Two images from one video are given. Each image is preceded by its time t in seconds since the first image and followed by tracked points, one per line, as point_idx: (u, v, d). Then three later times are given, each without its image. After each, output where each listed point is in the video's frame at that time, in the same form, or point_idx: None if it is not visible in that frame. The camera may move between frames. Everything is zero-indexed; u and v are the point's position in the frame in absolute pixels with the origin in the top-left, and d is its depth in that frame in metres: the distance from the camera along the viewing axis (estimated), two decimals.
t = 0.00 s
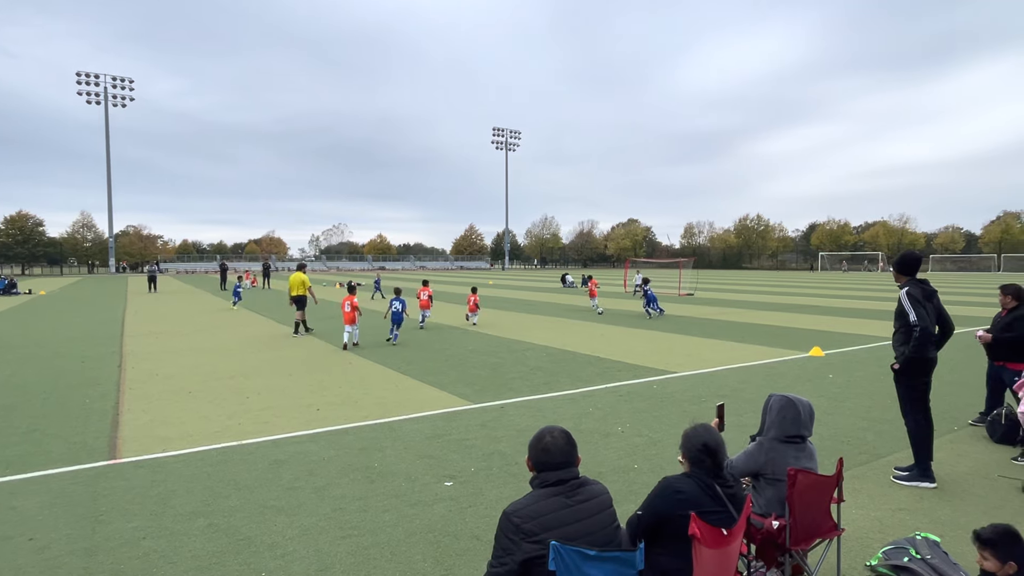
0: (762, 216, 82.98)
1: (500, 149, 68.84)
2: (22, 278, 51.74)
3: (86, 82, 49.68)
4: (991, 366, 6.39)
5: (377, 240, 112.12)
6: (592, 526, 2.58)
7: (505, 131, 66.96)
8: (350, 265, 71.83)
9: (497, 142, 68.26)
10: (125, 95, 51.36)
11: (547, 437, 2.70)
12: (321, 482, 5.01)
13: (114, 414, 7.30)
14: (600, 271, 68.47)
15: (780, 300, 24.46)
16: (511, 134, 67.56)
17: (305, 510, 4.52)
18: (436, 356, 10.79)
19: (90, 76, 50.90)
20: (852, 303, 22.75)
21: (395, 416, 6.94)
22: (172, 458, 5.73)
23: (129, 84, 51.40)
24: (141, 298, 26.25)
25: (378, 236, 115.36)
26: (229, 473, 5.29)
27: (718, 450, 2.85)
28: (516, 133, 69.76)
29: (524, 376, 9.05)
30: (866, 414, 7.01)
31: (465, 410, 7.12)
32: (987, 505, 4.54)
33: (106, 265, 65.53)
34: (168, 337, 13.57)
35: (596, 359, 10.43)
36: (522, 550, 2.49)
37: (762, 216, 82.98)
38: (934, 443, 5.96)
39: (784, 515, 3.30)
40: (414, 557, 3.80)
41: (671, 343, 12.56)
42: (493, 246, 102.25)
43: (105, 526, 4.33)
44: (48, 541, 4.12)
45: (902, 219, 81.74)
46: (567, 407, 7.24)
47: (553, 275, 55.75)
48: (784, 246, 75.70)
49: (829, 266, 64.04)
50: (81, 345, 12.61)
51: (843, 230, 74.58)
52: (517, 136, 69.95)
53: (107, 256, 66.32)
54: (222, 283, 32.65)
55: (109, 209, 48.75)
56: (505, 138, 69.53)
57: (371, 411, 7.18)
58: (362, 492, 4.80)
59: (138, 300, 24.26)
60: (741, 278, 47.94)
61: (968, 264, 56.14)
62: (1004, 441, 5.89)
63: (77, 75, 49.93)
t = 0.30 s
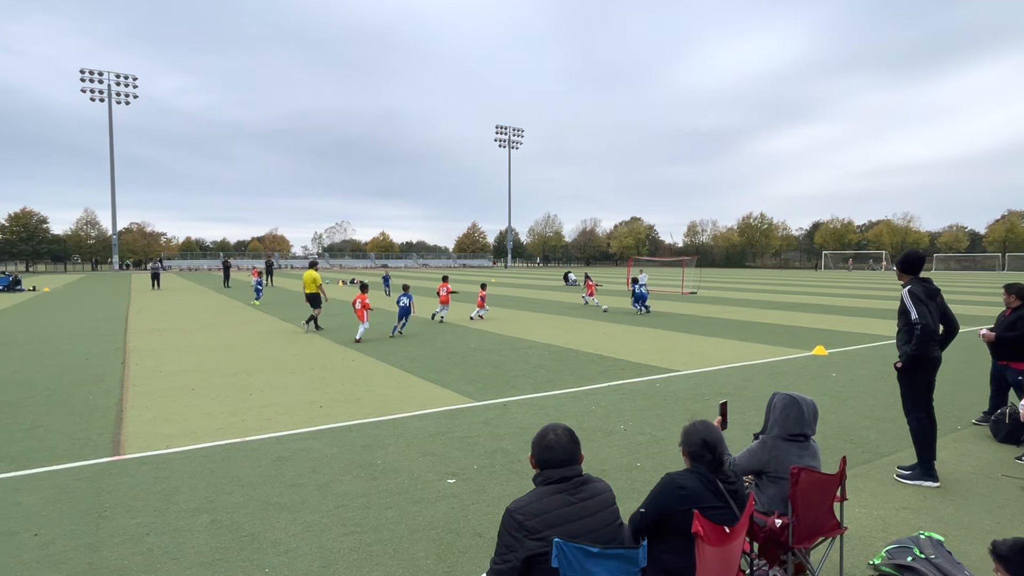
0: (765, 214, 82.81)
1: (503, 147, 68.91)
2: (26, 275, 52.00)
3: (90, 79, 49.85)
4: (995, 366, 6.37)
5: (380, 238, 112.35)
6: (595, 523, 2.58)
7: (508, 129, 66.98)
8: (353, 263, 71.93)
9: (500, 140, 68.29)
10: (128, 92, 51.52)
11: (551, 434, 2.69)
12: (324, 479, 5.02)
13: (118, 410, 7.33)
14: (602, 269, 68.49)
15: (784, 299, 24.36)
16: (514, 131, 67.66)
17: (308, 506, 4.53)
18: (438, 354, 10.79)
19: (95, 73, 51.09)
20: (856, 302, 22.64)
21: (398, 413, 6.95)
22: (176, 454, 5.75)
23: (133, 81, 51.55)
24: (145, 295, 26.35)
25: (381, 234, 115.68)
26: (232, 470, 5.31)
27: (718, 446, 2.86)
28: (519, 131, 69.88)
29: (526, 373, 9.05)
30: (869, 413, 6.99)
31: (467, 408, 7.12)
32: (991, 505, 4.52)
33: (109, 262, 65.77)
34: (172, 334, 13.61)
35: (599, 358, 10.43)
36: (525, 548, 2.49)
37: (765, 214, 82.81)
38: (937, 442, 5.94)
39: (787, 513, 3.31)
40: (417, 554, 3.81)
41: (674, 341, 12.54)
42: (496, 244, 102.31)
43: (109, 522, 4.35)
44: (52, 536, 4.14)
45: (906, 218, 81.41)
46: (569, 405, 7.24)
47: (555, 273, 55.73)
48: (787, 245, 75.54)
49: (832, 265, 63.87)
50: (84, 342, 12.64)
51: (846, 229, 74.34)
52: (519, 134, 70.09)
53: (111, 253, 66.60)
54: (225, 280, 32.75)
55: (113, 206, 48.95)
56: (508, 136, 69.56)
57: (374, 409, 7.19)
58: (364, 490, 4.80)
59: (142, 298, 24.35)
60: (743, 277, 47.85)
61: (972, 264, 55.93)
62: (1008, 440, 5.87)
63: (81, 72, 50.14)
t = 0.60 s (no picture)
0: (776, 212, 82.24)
1: (512, 144, 68.97)
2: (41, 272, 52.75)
3: (103, 78, 50.39)
4: (1010, 365, 6.29)
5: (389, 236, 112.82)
6: (605, 521, 2.57)
7: (517, 127, 66.96)
8: (362, 261, 72.22)
9: (509, 137, 68.32)
10: (140, 91, 52.03)
11: (560, 432, 2.68)
12: (335, 476, 5.05)
13: (131, 406, 7.41)
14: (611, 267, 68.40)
15: (795, 298, 24.20)
16: (523, 129, 67.75)
17: (318, 502, 4.56)
18: (447, 351, 10.82)
19: (108, 72, 51.63)
20: (869, 301, 22.44)
21: (407, 410, 6.98)
22: (188, 449, 5.81)
23: (145, 80, 52.08)
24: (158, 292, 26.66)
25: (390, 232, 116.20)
26: (244, 465, 5.35)
27: (736, 449, 2.70)
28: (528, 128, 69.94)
29: (535, 371, 9.06)
30: (880, 412, 6.94)
31: (476, 405, 7.13)
32: (1005, 505, 4.47)
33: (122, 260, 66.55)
34: (184, 331, 13.73)
35: (608, 356, 10.42)
36: (535, 544, 2.50)
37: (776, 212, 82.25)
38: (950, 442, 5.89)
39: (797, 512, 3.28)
40: (426, 550, 3.82)
41: (683, 339, 12.50)
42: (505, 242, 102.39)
43: (123, 516, 4.40)
44: (67, 530, 4.20)
45: (919, 216, 80.58)
46: (579, 402, 7.24)
47: (564, 271, 55.67)
48: (798, 243, 75.00)
49: (844, 264, 63.35)
50: (98, 338, 12.78)
51: (858, 227, 73.66)
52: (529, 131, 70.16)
53: (124, 250, 67.36)
54: (236, 277, 33.03)
55: (126, 204, 49.51)
56: (517, 134, 69.60)
57: (384, 406, 7.22)
58: (374, 486, 4.83)
59: (155, 295, 24.61)
60: (753, 275, 47.58)
61: (987, 263, 55.27)
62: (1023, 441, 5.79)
63: (94, 71, 50.71)
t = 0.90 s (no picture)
0: (791, 211, 81.39)
1: (525, 143, 68.97)
2: (60, 270, 53.62)
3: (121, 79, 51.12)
4: None
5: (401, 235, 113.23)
6: (619, 520, 2.56)
7: (530, 125, 66.98)
8: (374, 259, 72.56)
9: (522, 137, 68.38)
10: (156, 92, 52.64)
11: (576, 430, 2.67)
12: (348, 473, 5.08)
13: (148, 403, 7.51)
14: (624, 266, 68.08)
15: (810, 297, 23.95)
16: (536, 128, 67.86)
17: (333, 498, 4.60)
18: (460, 350, 10.84)
19: (125, 74, 52.28)
20: (886, 300, 22.15)
21: (420, 408, 7.01)
22: (204, 446, 5.88)
23: (162, 81, 52.72)
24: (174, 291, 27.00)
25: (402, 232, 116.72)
26: (259, 462, 5.41)
27: (757, 450, 2.66)
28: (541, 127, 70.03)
29: (548, 370, 9.04)
30: (898, 413, 6.85)
31: (489, 403, 7.14)
32: None
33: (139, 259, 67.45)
34: (199, 329, 13.88)
35: (621, 355, 10.37)
36: (549, 542, 2.49)
37: (792, 211, 81.39)
38: (970, 443, 5.80)
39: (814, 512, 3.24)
40: (439, 547, 3.83)
41: (697, 339, 12.42)
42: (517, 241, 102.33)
43: (141, 511, 4.46)
44: (87, 524, 4.26)
45: (938, 215, 79.18)
46: (592, 401, 7.22)
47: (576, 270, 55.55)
48: (814, 242, 74.12)
49: (861, 263, 62.49)
50: (116, 336, 12.95)
51: (876, 225, 72.67)
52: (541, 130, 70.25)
53: (141, 250, 68.21)
54: (251, 276, 33.35)
55: (143, 203, 50.16)
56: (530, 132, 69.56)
57: (397, 404, 7.25)
58: (388, 483, 4.85)
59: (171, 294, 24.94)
60: (769, 274, 47.10)
61: (1008, 262, 54.25)
62: None
63: (112, 72, 51.41)
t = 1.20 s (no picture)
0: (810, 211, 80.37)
1: (540, 144, 69.00)
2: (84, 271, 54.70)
3: (143, 83, 52.04)
4: None
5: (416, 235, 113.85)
6: (634, 521, 2.56)
7: (545, 126, 67.02)
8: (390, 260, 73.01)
9: (537, 137, 68.45)
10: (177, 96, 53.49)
11: (591, 432, 2.67)
12: (365, 472, 5.13)
13: (169, 402, 7.63)
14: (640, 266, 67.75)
15: (829, 297, 23.64)
16: (551, 127, 67.88)
17: (349, 497, 4.64)
18: (475, 350, 10.87)
19: (147, 78, 53.22)
20: (907, 301, 21.77)
21: (435, 408, 7.04)
22: (224, 444, 5.97)
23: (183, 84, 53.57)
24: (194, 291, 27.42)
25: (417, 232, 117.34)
26: (277, 460, 5.48)
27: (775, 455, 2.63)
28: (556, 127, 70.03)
29: (563, 371, 9.03)
30: (919, 416, 6.74)
31: (504, 404, 7.15)
32: None
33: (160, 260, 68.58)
34: (219, 329, 14.08)
35: (637, 356, 10.32)
36: (564, 543, 2.50)
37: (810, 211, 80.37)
38: (994, 447, 5.69)
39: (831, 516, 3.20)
40: (455, 547, 3.85)
41: (714, 339, 12.32)
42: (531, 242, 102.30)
43: (162, 508, 4.54)
44: (110, 520, 4.35)
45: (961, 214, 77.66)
46: (607, 402, 7.20)
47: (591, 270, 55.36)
48: (834, 241, 73.13)
49: (881, 263, 61.51)
50: (137, 335, 13.18)
51: (897, 225, 71.49)
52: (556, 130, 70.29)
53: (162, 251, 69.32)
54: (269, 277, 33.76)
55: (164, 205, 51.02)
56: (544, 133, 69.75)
57: (413, 403, 7.29)
58: (403, 483, 4.88)
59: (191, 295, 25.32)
60: (787, 274, 46.57)
61: None
62: None
63: (135, 76, 52.38)
